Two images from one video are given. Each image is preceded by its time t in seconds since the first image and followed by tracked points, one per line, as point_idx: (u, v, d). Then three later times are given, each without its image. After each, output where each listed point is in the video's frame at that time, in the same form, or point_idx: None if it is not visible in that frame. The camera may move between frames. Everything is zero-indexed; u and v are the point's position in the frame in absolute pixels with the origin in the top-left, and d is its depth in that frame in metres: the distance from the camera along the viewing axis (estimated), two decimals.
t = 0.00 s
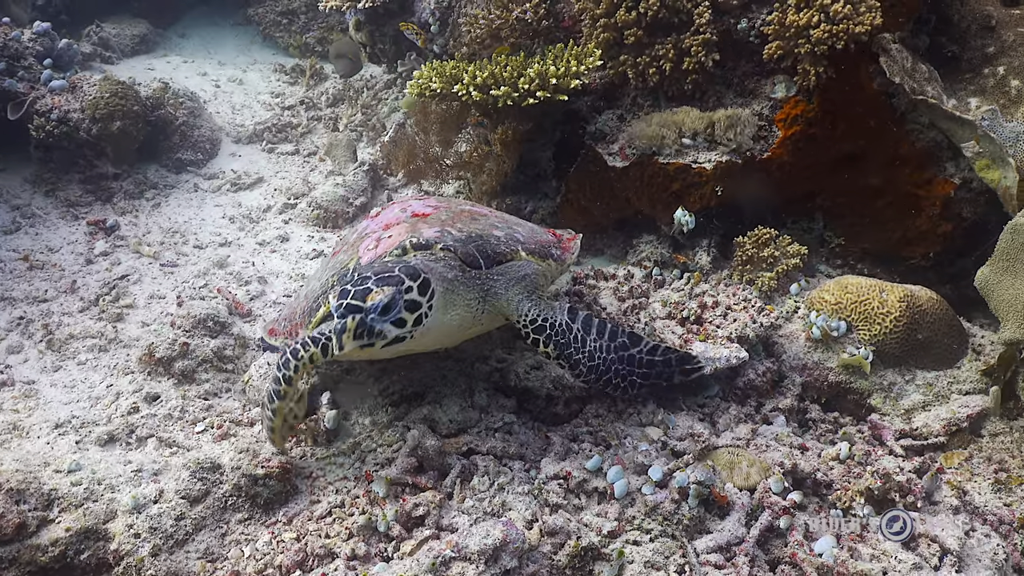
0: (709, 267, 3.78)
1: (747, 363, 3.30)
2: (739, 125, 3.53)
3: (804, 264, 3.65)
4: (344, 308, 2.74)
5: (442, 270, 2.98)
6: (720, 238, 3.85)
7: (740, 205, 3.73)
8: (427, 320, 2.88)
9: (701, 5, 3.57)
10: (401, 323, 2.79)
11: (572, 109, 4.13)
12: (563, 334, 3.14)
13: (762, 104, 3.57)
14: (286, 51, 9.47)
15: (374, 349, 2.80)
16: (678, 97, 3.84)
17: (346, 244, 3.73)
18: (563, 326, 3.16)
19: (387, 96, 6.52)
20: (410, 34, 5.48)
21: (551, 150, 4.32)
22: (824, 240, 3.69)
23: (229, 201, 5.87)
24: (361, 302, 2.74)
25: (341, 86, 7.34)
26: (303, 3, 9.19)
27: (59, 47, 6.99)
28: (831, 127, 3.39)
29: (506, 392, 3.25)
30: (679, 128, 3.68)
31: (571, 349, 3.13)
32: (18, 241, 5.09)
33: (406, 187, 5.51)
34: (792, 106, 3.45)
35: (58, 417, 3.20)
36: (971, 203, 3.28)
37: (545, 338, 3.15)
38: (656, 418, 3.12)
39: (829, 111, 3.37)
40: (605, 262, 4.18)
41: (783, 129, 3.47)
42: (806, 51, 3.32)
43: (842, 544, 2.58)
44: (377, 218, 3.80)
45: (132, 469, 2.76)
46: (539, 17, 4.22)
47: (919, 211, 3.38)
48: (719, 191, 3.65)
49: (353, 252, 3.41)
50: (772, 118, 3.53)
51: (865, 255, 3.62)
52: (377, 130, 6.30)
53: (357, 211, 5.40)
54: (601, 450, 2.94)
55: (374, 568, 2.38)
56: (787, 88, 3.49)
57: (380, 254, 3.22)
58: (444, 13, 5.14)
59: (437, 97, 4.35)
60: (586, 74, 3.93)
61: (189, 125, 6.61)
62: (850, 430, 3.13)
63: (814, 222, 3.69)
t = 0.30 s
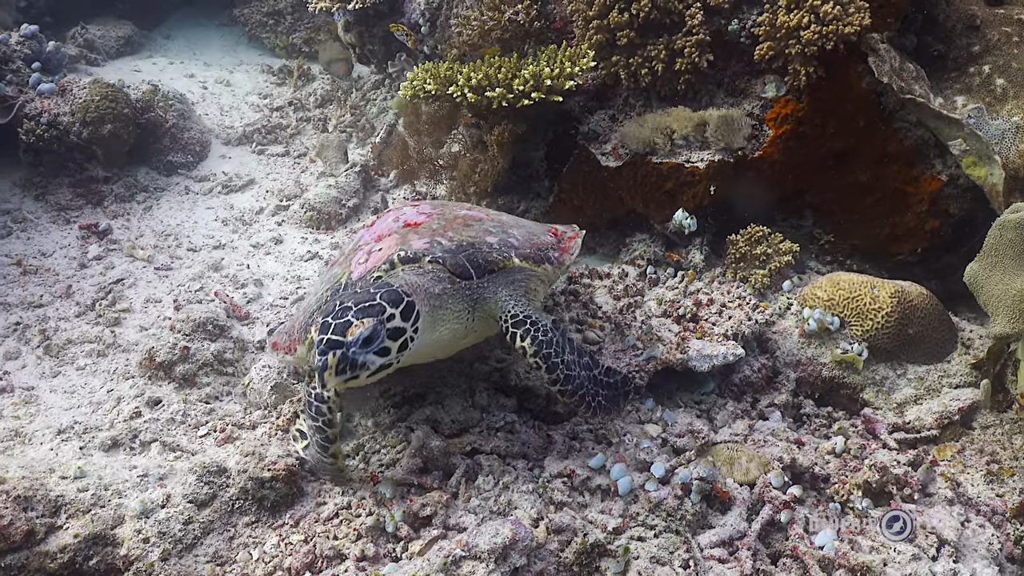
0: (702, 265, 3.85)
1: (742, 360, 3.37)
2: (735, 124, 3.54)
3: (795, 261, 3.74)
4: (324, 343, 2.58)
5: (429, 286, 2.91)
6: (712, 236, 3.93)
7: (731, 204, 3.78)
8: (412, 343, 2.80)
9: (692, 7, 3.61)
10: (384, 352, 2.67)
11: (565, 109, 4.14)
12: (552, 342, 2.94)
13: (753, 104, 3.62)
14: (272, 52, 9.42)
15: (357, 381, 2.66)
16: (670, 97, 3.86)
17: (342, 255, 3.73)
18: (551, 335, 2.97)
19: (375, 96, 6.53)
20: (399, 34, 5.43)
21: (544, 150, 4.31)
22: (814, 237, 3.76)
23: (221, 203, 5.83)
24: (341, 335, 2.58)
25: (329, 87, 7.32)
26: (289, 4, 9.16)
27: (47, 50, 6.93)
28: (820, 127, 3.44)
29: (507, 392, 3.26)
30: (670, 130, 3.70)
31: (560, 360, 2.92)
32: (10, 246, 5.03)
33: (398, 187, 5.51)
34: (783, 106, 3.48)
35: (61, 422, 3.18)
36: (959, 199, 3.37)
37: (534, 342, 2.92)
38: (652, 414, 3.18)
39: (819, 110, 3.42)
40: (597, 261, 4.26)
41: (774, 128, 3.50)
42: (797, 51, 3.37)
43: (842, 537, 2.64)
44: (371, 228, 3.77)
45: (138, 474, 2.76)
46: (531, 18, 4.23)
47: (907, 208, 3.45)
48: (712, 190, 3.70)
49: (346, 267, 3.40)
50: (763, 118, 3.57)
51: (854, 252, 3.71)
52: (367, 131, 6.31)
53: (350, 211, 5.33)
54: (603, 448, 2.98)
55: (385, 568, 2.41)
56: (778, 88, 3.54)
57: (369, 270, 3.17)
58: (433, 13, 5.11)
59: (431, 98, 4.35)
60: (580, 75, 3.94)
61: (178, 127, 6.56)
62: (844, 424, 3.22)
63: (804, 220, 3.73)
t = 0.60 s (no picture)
0: (695, 260, 3.90)
1: (738, 354, 3.44)
2: (729, 122, 3.61)
3: (787, 256, 3.80)
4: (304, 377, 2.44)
5: (417, 308, 2.84)
6: (705, 234, 3.94)
7: (724, 200, 3.83)
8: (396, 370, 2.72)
9: (686, 6, 3.63)
10: (368, 383, 2.57)
11: (558, 107, 4.12)
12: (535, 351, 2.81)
13: (745, 101, 3.66)
14: (262, 50, 9.40)
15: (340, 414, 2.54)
16: (665, 95, 3.88)
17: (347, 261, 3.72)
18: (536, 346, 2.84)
19: (367, 95, 6.46)
20: (392, 33, 5.40)
21: (538, 148, 4.31)
22: (806, 232, 3.84)
23: (215, 202, 5.81)
24: (322, 369, 2.45)
25: (320, 86, 7.32)
26: (278, 3, 9.14)
27: (38, 50, 6.88)
28: (812, 124, 3.49)
29: (508, 388, 3.20)
30: (664, 127, 3.75)
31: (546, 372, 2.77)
32: (5, 247, 5.00)
33: (393, 185, 5.49)
34: (774, 103, 3.53)
35: (64, 422, 3.17)
36: (948, 194, 3.43)
37: (515, 353, 2.80)
38: (651, 408, 3.23)
39: (811, 106, 3.47)
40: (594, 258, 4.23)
41: (766, 125, 3.56)
42: (789, 49, 3.42)
43: (839, 526, 2.70)
44: (377, 234, 3.72)
45: (145, 472, 2.77)
46: (525, 16, 4.21)
47: (896, 203, 3.53)
48: (706, 185, 3.73)
49: (345, 276, 3.39)
50: (755, 115, 3.62)
51: (844, 247, 3.78)
52: (359, 129, 6.31)
53: (344, 210, 5.33)
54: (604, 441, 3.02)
55: (394, 562, 2.43)
56: (770, 85, 3.58)
57: (362, 282, 3.15)
58: (426, 12, 5.08)
59: (427, 96, 4.32)
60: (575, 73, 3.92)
61: (171, 127, 6.52)
62: (837, 415, 3.30)
63: (795, 215, 3.82)
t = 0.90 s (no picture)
0: (687, 254, 3.93)
1: (729, 346, 3.50)
2: (720, 118, 3.64)
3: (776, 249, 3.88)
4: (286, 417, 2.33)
5: (401, 334, 2.68)
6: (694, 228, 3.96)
7: (717, 194, 3.89)
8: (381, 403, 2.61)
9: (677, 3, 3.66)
10: (351, 420, 2.47)
11: (550, 104, 4.09)
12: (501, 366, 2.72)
13: (735, 97, 3.75)
14: (251, 47, 9.35)
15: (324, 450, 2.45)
16: (656, 91, 3.92)
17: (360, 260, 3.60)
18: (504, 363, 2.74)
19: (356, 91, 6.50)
20: (383, 31, 5.24)
21: (530, 143, 4.23)
22: (794, 226, 3.93)
23: (208, 199, 5.79)
24: (303, 409, 2.35)
25: (311, 83, 7.30)
26: None
27: (28, 47, 6.89)
28: (801, 120, 3.57)
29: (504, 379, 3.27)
30: (657, 123, 3.74)
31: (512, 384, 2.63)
32: None
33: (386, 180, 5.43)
34: (764, 99, 3.61)
35: (64, 418, 3.18)
36: (932, 189, 3.55)
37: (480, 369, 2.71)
38: (647, 401, 3.31)
39: (799, 103, 3.56)
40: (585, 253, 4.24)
41: (756, 121, 3.64)
42: (779, 46, 3.48)
43: (831, 512, 2.78)
44: (394, 236, 3.53)
45: (147, 466, 2.79)
46: (517, 13, 4.13)
47: (883, 198, 3.62)
48: (697, 180, 3.75)
49: (349, 280, 3.27)
50: (745, 111, 3.70)
51: (832, 240, 3.89)
52: (350, 125, 6.29)
53: (337, 206, 5.31)
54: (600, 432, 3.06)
55: (396, 552, 2.48)
56: (759, 81, 3.65)
57: (358, 293, 3.05)
58: (419, 10, 4.91)
59: (419, 92, 4.21)
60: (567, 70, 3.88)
61: (162, 124, 6.49)
62: (827, 405, 3.37)
63: (784, 209, 3.91)
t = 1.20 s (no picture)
0: (674, 248, 3.97)
1: (717, 338, 3.59)
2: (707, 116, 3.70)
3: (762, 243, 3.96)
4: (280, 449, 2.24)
5: (400, 365, 2.60)
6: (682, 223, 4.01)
7: (703, 189, 3.99)
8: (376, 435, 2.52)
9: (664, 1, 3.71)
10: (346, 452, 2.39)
11: (539, 100, 4.07)
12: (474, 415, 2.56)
13: (721, 93, 3.84)
14: (239, 43, 9.31)
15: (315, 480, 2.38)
16: (644, 87, 3.95)
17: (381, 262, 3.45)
18: (477, 409, 2.57)
19: (345, 87, 6.50)
20: (372, 29, 5.22)
21: (519, 138, 4.18)
22: (779, 220, 4.06)
23: (198, 196, 5.77)
24: (297, 442, 2.25)
25: (299, 79, 7.28)
26: None
27: (15, 44, 6.88)
28: (785, 116, 3.71)
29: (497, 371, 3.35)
30: (645, 119, 3.79)
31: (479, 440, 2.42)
32: None
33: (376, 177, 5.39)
34: (749, 95, 3.73)
35: (60, 413, 3.19)
36: (915, 182, 3.70)
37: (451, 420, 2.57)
38: (636, 391, 3.34)
39: (784, 99, 3.69)
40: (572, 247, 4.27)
41: (742, 116, 3.74)
42: (764, 43, 3.59)
43: (817, 499, 2.86)
44: (420, 244, 3.36)
45: (144, 460, 2.82)
46: (505, 11, 4.13)
47: (866, 192, 3.79)
48: (684, 175, 3.81)
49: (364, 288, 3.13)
50: (731, 106, 3.80)
51: (816, 234, 4.04)
52: (339, 122, 6.29)
53: (327, 202, 5.26)
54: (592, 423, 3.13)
55: (394, 541, 2.52)
56: (745, 78, 3.76)
57: (365, 308, 2.93)
58: (408, 7, 4.91)
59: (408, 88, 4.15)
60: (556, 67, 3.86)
61: (151, 121, 6.49)
62: (812, 395, 3.45)
63: (770, 204, 4.04)
